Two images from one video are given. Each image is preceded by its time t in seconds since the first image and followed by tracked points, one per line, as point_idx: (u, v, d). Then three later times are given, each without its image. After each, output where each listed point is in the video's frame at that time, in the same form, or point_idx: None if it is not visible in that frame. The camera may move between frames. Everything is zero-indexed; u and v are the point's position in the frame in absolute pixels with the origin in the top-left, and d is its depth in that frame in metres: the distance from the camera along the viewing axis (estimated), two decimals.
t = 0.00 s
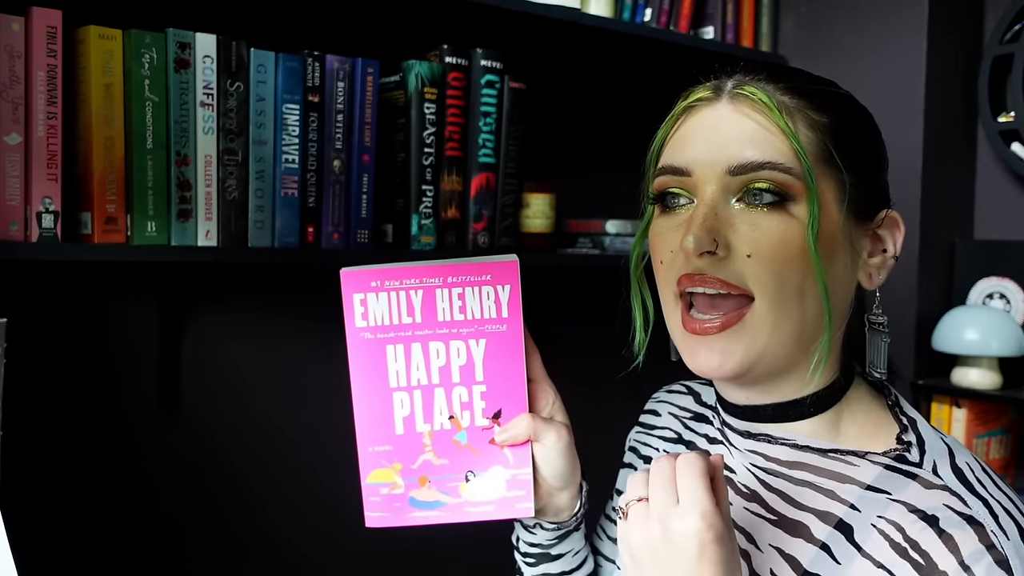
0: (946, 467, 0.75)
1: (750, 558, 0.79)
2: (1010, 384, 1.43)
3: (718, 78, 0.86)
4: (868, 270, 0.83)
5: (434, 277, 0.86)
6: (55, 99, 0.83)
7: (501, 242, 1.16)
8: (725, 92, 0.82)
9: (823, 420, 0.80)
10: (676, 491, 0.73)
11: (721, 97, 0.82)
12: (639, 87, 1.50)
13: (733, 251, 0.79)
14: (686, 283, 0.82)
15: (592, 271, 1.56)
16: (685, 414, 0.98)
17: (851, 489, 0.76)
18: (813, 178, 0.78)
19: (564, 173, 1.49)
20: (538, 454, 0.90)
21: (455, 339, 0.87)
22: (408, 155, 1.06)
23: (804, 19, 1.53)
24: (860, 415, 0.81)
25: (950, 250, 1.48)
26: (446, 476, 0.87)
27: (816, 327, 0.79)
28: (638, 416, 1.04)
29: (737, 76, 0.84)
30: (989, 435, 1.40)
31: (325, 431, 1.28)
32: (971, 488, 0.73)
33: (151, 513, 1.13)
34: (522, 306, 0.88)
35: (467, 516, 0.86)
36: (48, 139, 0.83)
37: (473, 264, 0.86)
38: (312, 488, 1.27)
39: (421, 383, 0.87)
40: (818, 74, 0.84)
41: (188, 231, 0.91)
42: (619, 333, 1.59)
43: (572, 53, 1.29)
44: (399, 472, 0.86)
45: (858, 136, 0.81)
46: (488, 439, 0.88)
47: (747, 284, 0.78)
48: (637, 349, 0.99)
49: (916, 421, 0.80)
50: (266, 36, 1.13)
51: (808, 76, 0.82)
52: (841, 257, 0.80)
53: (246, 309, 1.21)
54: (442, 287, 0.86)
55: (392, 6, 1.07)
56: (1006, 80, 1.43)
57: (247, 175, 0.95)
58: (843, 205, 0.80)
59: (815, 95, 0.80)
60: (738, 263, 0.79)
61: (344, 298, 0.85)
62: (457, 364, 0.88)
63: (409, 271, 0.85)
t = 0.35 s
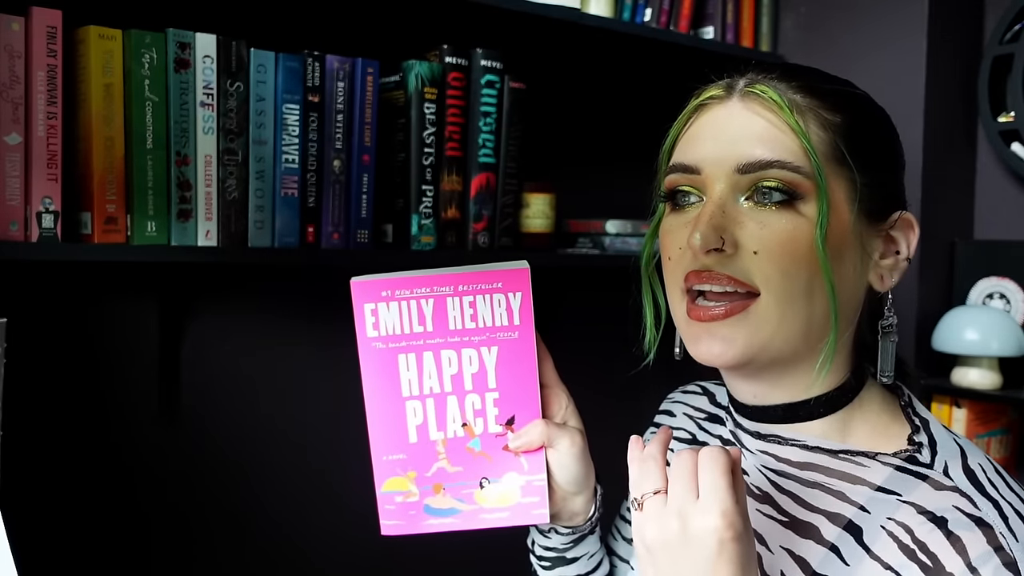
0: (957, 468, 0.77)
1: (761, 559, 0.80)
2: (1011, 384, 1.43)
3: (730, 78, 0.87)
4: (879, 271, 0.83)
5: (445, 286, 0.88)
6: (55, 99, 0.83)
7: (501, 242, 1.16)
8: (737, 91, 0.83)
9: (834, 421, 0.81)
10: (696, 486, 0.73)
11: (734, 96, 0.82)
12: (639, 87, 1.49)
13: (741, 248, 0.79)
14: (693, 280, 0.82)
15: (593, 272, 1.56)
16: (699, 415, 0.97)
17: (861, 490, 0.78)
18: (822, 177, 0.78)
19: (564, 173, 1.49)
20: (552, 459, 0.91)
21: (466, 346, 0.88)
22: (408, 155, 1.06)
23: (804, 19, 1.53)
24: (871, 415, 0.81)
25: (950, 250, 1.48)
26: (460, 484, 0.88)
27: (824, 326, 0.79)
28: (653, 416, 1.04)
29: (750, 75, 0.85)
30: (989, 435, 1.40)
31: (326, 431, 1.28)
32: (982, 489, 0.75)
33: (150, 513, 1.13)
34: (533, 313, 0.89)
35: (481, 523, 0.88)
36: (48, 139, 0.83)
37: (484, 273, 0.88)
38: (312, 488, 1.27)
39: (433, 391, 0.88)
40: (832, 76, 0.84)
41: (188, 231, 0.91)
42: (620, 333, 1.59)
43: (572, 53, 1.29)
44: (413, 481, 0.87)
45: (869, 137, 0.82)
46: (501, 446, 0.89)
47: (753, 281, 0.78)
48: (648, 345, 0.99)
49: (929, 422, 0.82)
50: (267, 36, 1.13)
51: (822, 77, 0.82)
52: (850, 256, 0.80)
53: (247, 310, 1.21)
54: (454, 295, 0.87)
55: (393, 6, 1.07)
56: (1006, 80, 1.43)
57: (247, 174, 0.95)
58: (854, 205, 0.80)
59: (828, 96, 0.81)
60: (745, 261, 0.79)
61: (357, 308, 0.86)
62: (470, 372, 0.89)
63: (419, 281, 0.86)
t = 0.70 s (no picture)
0: (953, 441, 0.77)
1: (758, 542, 0.81)
2: (1011, 384, 1.43)
3: (731, 69, 0.87)
4: (883, 260, 0.83)
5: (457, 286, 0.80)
6: (55, 99, 0.83)
7: (501, 242, 1.16)
8: (738, 83, 0.83)
9: (837, 403, 0.81)
10: (664, 469, 0.68)
11: (735, 87, 0.82)
12: (639, 86, 1.49)
13: (743, 238, 0.78)
14: (695, 271, 0.81)
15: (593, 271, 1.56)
16: (705, 406, 0.97)
17: (857, 467, 0.77)
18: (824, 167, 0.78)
19: (564, 173, 1.49)
20: (569, 461, 0.83)
21: (479, 347, 0.81)
22: (408, 155, 1.06)
23: (804, 19, 1.53)
24: (873, 396, 0.81)
25: (951, 250, 1.48)
26: (474, 484, 0.80)
27: (826, 315, 0.79)
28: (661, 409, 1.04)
29: (750, 66, 0.85)
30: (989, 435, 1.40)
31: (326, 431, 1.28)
32: (976, 459, 0.75)
33: (150, 513, 1.13)
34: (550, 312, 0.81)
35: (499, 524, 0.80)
36: (48, 139, 0.83)
37: (495, 272, 0.80)
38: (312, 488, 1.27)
39: (444, 393, 0.81)
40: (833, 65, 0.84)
41: (188, 231, 0.91)
42: (620, 333, 1.59)
43: (572, 53, 1.28)
44: (427, 483, 0.80)
45: (870, 127, 0.81)
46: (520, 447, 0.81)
47: (756, 270, 0.78)
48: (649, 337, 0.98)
49: (928, 399, 0.82)
50: (267, 36, 1.13)
51: (823, 67, 0.82)
52: (853, 245, 0.80)
53: (246, 310, 1.20)
54: (465, 296, 0.80)
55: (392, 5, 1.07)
56: (1006, 80, 1.43)
57: (247, 174, 0.95)
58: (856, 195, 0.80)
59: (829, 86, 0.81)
60: (748, 251, 0.78)
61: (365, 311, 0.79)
62: (483, 373, 0.81)
63: (430, 280, 0.80)
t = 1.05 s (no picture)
0: (931, 438, 0.77)
1: (746, 540, 0.82)
2: (1011, 384, 1.43)
3: (722, 73, 0.87)
4: (874, 262, 0.83)
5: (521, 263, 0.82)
6: (55, 99, 0.83)
7: (501, 242, 1.16)
8: (730, 87, 0.83)
9: (825, 400, 0.81)
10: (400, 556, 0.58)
11: (727, 91, 0.83)
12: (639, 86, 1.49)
13: (736, 243, 0.78)
14: (689, 276, 0.82)
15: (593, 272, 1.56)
16: (714, 406, 0.96)
17: (838, 466, 0.78)
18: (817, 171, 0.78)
19: (563, 173, 1.49)
20: (610, 442, 0.88)
21: (536, 326, 0.84)
22: (408, 155, 1.06)
23: (804, 19, 1.53)
24: (858, 394, 0.82)
25: (951, 250, 1.48)
26: (522, 468, 0.84)
27: (818, 317, 0.79)
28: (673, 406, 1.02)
29: (742, 68, 0.85)
30: (989, 435, 1.40)
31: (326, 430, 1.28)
32: (951, 457, 0.75)
33: (149, 513, 1.13)
34: (605, 295, 0.85)
35: (547, 508, 0.84)
36: (48, 139, 0.83)
37: (560, 252, 0.83)
38: (312, 488, 1.28)
39: (500, 372, 0.83)
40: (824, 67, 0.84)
41: (188, 231, 0.91)
42: (620, 333, 1.59)
43: (572, 53, 1.29)
44: (475, 467, 0.82)
45: (862, 128, 0.81)
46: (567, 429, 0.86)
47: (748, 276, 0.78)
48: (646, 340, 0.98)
49: (913, 397, 0.81)
50: (266, 35, 1.13)
51: (814, 71, 0.82)
52: (845, 248, 0.80)
53: (246, 310, 1.21)
54: (528, 275, 0.82)
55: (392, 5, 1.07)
56: (1006, 80, 1.43)
57: (247, 174, 0.95)
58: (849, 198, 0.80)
59: (820, 89, 0.81)
60: (742, 256, 0.78)
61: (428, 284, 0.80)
62: (538, 353, 0.84)
63: (497, 256, 0.81)
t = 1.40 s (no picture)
0: (940, 452, 0.76)
1: (747, 547, 0.81)
2: (1011, 384, 1.43)
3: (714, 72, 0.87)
4: (866, 262, 0.83)
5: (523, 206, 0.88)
6: (55, 99, 0.83)
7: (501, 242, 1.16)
8: (721, 87, 0.83)
9: (820, 406, 0.81)
10: None
11: (718, 91, 0.83)
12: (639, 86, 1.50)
13: (730, 243, 0.78)
14: (682, 276, 0.82)
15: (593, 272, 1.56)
16: (700, 405, 0.97)
17: (845, 478, 0.77)
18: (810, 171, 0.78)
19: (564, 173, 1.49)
20: (587, 399, 0.92)
21: (529, 271, 0.88)
22: (409, 155, 1.06)
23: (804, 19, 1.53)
24: (855, 401, 0.82)
25: (951, 250, 1.48)
26: (495, 411, 0.86)
27: (811, 317, 0.79)
28: (657, 404, 1.03)
29: (734, 69, 0.85)
30: (989, 435, 1.40)
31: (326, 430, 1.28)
32: (964, 474, 0.74)
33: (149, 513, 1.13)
34: (599, 250, 0.90)
35: (515, 452, 0.86)
36: (48, 139, 0.83)
37: (563, 201, 0.88)
38: (311, 488, 1.27)
39: (488, 310, 0.87)
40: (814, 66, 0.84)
41: (188, 231, 0.91)
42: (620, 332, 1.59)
43: (572, 53, 1.29)
44: (450, 400, 0.85)
45: (854, 128, 0.82)
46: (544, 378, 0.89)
47: (742, 276, 0.78)
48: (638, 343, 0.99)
49: (911, 406, 0.81)
50: (266, 36, 1.13)
51: (804, 70, 0.82)
52: (838, 247, 0.80)
53: (246, 310, 1.21)
54: (530, 217, 0.87)
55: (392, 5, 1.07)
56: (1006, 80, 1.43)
57: (247, 174, 0.95)
58: (841, 196, 0.80)
59: (811, 89, 0.81)
60: (736, 255, 0.78)
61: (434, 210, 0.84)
62: (527, 298, 0.89)
63: (501, 196, 0.86)
